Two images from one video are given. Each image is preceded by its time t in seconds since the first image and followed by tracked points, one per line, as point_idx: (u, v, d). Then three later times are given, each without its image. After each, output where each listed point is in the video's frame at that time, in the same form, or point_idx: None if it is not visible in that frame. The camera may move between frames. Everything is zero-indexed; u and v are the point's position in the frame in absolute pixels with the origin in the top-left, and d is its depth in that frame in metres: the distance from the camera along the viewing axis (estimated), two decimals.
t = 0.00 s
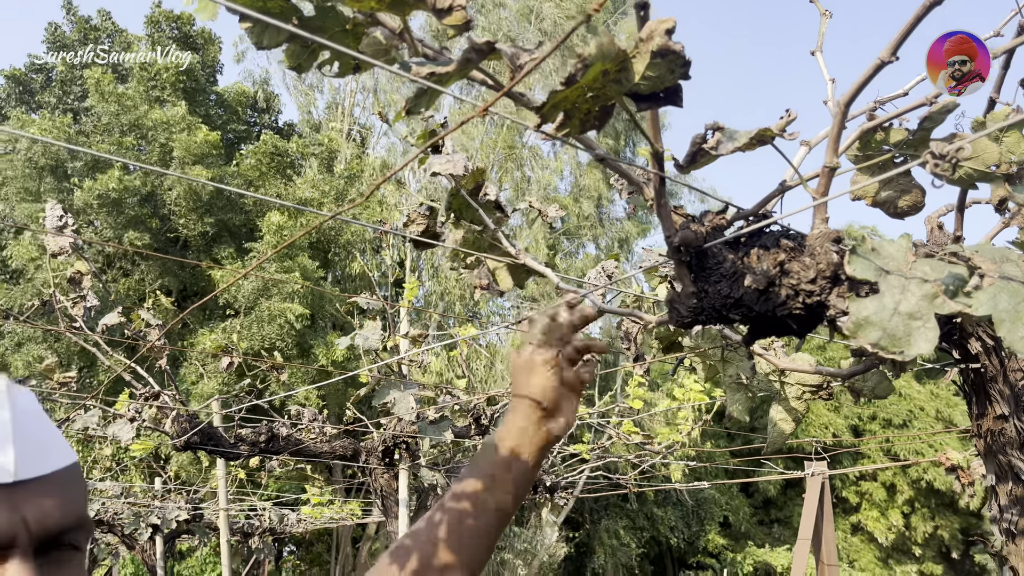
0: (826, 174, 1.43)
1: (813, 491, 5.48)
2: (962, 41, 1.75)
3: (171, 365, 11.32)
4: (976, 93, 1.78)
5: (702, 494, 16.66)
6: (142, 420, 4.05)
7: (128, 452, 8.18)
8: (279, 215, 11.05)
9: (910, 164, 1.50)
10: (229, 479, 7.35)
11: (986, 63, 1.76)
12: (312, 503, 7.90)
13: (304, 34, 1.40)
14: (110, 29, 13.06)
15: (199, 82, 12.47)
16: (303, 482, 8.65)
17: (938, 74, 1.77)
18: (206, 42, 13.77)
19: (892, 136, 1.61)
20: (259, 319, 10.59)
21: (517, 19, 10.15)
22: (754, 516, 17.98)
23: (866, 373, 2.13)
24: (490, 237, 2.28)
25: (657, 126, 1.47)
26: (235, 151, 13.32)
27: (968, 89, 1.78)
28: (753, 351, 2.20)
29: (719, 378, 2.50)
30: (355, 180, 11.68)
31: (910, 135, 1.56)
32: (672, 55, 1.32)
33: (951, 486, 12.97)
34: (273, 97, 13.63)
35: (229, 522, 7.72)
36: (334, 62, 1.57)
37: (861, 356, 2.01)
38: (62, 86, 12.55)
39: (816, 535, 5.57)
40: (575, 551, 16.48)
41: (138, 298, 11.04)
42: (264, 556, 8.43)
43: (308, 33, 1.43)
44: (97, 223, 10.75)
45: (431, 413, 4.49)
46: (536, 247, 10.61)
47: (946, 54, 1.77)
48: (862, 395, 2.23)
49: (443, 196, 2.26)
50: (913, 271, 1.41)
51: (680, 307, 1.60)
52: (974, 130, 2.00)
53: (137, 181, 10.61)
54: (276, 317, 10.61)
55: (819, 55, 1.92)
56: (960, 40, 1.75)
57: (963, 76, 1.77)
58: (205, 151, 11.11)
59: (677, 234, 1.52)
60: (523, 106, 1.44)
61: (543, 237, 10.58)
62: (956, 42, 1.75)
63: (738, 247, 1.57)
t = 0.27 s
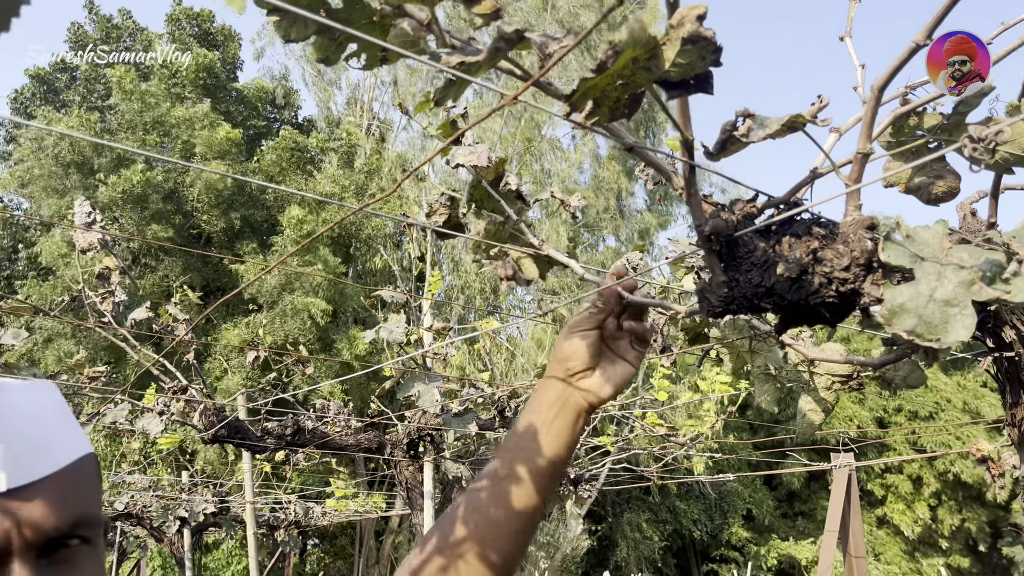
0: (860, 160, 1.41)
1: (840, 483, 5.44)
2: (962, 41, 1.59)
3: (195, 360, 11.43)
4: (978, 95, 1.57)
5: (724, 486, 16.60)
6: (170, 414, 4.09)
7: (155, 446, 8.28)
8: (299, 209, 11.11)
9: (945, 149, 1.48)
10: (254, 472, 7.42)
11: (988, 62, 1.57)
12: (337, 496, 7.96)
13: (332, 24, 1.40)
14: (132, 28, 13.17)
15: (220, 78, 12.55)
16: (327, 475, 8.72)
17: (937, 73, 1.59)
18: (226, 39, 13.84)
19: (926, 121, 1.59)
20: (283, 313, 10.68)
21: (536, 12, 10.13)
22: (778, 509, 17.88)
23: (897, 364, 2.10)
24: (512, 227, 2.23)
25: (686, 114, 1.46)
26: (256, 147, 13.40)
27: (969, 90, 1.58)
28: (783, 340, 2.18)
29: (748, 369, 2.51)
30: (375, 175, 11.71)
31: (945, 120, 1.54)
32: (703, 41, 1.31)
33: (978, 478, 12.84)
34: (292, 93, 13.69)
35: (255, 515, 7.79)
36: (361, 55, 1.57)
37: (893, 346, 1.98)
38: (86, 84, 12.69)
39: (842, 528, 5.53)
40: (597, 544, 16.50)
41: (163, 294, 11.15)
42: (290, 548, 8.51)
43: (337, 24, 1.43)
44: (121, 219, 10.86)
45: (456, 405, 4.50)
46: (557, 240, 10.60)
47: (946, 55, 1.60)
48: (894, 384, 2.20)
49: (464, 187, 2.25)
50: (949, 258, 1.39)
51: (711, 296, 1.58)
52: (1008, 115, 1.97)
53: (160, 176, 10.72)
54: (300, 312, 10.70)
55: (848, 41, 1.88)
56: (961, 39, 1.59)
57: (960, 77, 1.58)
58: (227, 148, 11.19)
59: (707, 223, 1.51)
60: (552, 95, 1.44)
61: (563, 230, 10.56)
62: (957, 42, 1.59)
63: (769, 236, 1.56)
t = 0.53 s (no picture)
0: (892, 147, 1.40)
1: (869, 473, 5.41)
2: (963, 39, 1.45)
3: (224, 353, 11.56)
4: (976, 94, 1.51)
5: (751, 477, 16.53)
6: (202, 406, 4.15)
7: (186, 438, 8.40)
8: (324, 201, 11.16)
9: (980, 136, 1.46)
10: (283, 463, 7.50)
11: (987, 61, 1.49)
12: (365, 486, 8.04)
13: (362, 19, 1.41)
14: (157, 24, 13.28)
15: (244, 73, 12.63)
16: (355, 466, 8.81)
17: (936, 75, 1.48)
18: (249, 34, 13.92)
19: (960, 108, 1.57)
20: (311, 305, 10.79)
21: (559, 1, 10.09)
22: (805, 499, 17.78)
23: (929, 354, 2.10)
24: (546, 220, 2.27)
25: (716, 104, 1.45)
26: (280, 141, 13.48)
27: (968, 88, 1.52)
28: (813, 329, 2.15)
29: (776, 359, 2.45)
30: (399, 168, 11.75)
31: (978, 106, 1.52)
32: (733, 30, 1.30)
33: (1010, 468, 12.70)
34: (315, 87, 13.75)
35: (285, 506, 7.89)
36: (390, 49, 1.58)
37: (925, 335, 1.97)
38: (113, 81, 12.83)
39: (871, 518, 5.51)
40: (623, 535, 16.50)
41: (191, 287, 11.28)
42: (319, 538, 8.61)
43: (366, 19, 1.44)
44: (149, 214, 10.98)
45: (483, 396, 4.53)
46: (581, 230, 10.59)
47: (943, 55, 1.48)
48: (925, 374, 2.19)
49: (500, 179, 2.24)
50: (985, 246, 1.37)
51: (742, 286, 1.57)
52: None
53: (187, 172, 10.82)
54: (327, 303, 10.80)
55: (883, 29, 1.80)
56: (961, 37, 1.45)
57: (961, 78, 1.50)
58: (252, 142, 11.27)
59: (738, 213, 1.49)
60: (581, 87, 1.44)
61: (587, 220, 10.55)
62: (957, 40, 1.45)
63: (800, 225, 1.54)
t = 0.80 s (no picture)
0: (936, 122, 1.40)
1: (903, 457, 5.38)
2: (962, 40, 1.25)
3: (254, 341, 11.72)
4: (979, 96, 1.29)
5: (779, 463, 16.47)
6: (240, 390, 4.23)
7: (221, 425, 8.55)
8: (352, 189, 11.24)
9: None
10: (315, 449, 7.61)
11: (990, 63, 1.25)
12: (396, 472, 8.13)
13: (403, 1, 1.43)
14: (184, 18, 13.42)
15: (270, 64, 12.72)
16: (385, 451, 8.91)
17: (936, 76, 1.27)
18: (274, 25, 14.00)
19: (1003, 82, 1.56)
20: (342, 290, 10.90)
21: None
22: (834, 486, 17.68)
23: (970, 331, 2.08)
24: (577, 204, 2.24)
25: (757, 82, 1.45)
26: (306, 131, 13.58)
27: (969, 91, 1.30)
28: (848, 308, 2.13)
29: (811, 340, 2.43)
30: (425, 157, 11.79)
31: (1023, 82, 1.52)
32: (776, 6, 1.31)
33: None
34: (340, 76, 13.80)
35: (318, 491, 8.00)
36: (429, 33, 1.59)
37: (966, 313, 1.95)
38: (143, 74, 12.97)
39: (905, 502, 5.48)
40: (651, 521, 16.53)
41: (222, 277, 11.43)
42: (351, 523, 8.73)
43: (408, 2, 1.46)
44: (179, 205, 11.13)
45: (514, 380, 4.57)
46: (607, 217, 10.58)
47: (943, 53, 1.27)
48: (965, 352, 2.18)
49: (531, 164, 2.25)
50: None
51: (782, 264, 1.58)
52: None
53: (216, 163, 10.94)
54: (358, 288, 10.90)
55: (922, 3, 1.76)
56: (960, 39, 1.26)
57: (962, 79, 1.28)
58: (279, 133, 11.38)
59: (778, 190, 1.50)
60: (622, 66, 1.45)
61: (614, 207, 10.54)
62: (956, 41, 1.26)
63: (841, 202, 1.54)
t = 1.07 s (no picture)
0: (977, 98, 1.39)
1: (936, 439, 5.34)
2: (961, 40, 1.24)
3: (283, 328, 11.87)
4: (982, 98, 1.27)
5: (806, 448, 16.39)
6: (274, 374, 4.30)
7: (252, 409, 8.67)
8: (377, 177, 11.30)
9: None
10: (346, 433, 7.71)
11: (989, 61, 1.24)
12: (425, 455, 8.21)
13: None
14: (209, 7, 13.51)
15: (295, 53, 12.79)
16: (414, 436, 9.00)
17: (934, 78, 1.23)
18: (298, 13, 14.05)
19: None
20: (368, 279, 11.01)
21: None
22: (863, 470, 17.56)
23: (1006, 309, 2.08)
24: (608, 185, 2.21)
25: (795, 59, 1.45)
26: (331, 118, 13.64)
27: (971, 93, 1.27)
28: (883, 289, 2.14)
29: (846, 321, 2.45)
30: (449, 143, 11.82)
31: None
32: None
33: None
34: (364, 63, 13.84)
35: (349, 474, 8.11)
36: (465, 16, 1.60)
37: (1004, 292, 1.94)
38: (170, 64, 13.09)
39: (937, 485, 5.45)
40: (677, 506, 16.53)
41: (250, 264, 11.57)
42: (381, 506, 8.84)
43: None
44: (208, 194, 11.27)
45: (543, 363, 4.59)
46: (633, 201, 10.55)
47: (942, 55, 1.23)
48: (1002, 330, 2.17)
49: (560, 146, 2.23)
50: None
51: (819, 242, 1.59)
52: None
53: (243, 152, 11.04)
54: (383, 277, 11.02)
55: None
56: (959, 38, 1.24)
57: (961, 80, 1.26)
58: (305, 121, 11.46)
59: (816, 168, 1.50)
60: (660, 45, 1.45)
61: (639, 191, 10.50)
62: (956, 40, 1.24)
63: (879, 179, 1.54)
